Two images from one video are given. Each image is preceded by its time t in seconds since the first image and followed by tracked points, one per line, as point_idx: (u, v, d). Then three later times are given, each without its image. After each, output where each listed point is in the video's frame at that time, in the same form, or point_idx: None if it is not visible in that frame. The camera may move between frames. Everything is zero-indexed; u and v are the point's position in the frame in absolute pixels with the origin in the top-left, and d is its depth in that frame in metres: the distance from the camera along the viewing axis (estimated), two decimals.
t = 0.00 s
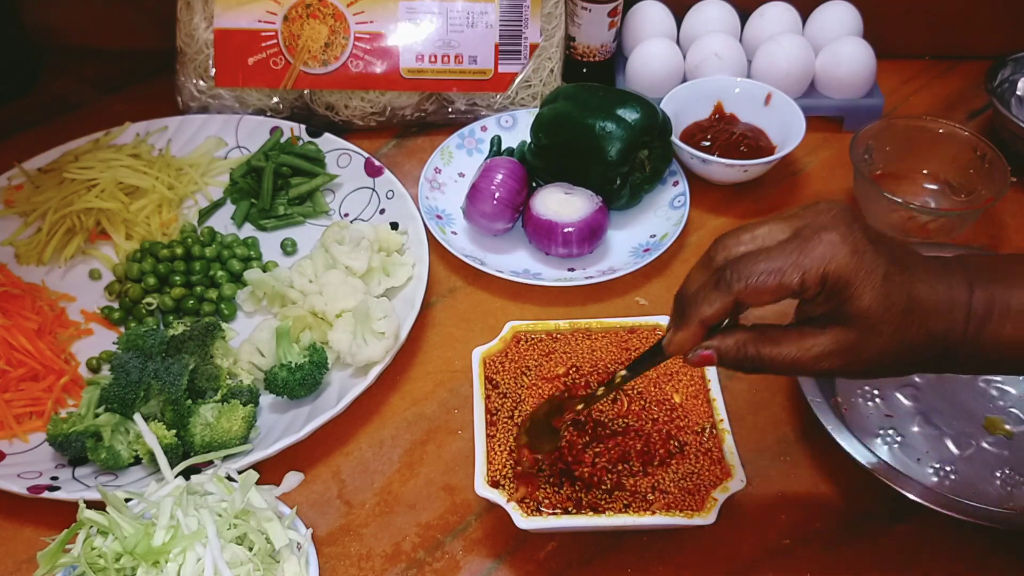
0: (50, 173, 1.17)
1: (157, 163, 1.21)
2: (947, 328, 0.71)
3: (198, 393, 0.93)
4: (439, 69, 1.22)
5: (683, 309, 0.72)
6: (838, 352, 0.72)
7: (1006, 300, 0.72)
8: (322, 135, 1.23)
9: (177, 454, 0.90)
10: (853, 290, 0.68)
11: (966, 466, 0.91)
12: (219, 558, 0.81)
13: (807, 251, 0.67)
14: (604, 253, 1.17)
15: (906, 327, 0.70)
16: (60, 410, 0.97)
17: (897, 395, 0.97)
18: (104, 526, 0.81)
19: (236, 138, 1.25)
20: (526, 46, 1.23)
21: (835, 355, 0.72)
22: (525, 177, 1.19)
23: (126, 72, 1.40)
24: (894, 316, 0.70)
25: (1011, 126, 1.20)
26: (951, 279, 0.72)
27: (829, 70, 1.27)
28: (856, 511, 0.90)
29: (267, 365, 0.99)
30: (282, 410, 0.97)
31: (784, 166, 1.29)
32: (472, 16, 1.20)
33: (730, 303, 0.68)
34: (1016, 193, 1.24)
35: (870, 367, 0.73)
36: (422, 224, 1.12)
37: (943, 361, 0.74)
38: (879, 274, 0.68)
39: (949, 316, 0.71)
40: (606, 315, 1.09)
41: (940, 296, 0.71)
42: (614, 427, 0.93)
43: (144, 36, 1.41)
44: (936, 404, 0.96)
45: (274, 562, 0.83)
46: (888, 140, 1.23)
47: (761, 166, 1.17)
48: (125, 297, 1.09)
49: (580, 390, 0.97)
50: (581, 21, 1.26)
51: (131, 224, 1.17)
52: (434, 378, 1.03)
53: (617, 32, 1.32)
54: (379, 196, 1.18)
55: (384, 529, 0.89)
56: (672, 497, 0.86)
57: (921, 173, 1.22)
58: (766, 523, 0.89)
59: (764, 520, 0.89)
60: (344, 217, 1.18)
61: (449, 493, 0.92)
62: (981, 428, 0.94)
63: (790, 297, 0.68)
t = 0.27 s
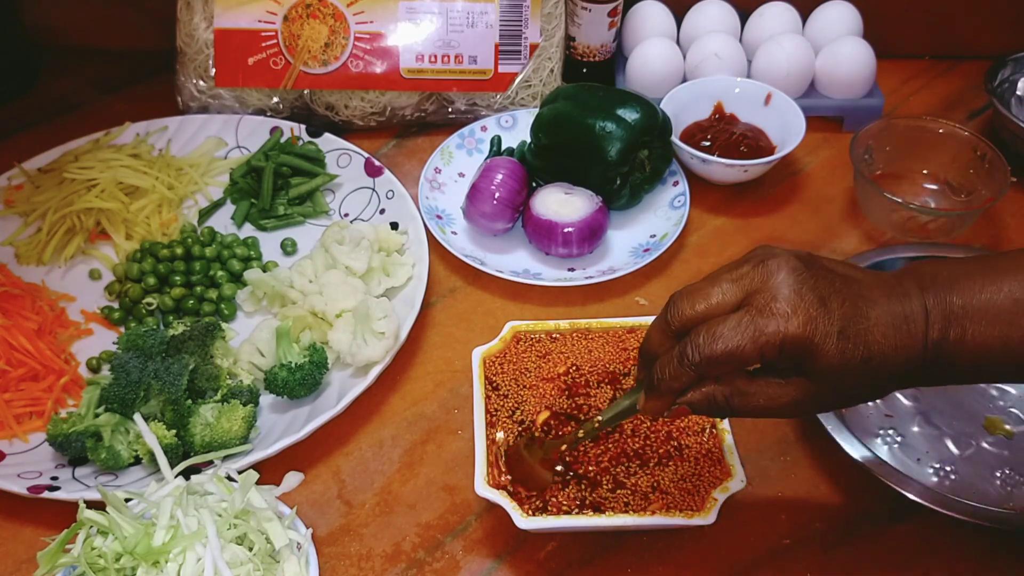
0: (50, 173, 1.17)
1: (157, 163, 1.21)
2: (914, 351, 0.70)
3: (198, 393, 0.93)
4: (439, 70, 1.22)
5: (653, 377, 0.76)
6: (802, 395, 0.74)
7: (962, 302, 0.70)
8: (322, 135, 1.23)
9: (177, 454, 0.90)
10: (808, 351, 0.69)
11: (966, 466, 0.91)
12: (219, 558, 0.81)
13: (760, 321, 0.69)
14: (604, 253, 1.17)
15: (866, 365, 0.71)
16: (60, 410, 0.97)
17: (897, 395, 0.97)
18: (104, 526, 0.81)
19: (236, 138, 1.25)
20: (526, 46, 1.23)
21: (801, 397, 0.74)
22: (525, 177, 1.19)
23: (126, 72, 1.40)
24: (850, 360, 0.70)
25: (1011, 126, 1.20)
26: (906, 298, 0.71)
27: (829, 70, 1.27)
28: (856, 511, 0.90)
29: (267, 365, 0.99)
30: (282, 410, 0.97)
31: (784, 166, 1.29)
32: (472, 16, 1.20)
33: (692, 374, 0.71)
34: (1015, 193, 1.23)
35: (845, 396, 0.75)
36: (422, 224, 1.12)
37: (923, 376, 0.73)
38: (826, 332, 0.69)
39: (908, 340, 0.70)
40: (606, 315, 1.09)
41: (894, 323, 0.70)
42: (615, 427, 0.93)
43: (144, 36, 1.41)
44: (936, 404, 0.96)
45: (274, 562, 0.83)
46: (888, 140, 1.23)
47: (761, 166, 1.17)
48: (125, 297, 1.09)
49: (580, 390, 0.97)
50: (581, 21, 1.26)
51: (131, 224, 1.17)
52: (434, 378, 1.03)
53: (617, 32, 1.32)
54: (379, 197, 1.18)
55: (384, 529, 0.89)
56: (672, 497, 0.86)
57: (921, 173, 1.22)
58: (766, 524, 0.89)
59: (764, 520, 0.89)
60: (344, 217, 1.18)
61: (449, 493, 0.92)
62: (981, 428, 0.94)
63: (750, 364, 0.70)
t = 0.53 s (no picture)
0: (50, 173, 1.17)
1: (157, 163, 1.21)
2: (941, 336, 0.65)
3: (198, 393, 0.93)
4: (439, 69, 1.22)
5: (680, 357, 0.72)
6: (829, 380, 0.69)
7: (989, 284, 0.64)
8: (322, 135, 1.23)
9: (178, 454, 0.90)
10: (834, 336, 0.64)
11: (966, 466, 0.90)
12: (219, 558, 0.81)
13: (786, 306, 0.64)
14: (604, 253, 1.17)
15: (890, 351, 0.66)
16: (60, 410, 0.97)
17: (897, 395, 0.97)
18: (104, 526, 0.82)
19: (236, 138, 1.25)
20: (526, 46, 1.23)
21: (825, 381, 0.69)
22: (525, 177, 1.19)
23: (126, 72, 1.40)
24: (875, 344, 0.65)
25: (1011, 126, 1.20)
26: (931, 280, 0.65)
27: (829, 71, 1.27)
28: (856, 511, 0.90)
29: (267, 365, 0.99)
30: (282, 410, 0.97)
31: (784, 166, 1.29)
32: (472, 16, 1.20)
33: (719, 357, 0.68)
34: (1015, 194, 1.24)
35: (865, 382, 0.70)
36: (422, 224, 1.12)
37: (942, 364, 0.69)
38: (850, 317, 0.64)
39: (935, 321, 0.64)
40: (606, 315, 1.09)
41: (921, 308, 0.64)
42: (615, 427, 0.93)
43: (144, 36, 1.41)
44: (936, 404, 0.96)
45: (274, 562, 0.83)
46: (888, 140, 1.23)
47: (761, 166, 1.17)
48: (125, 297, 1.09)
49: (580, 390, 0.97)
50: (581, 21, 1.26)
51: (131, 224, 1.17)
52: (434, 377, 1.03)
53: (617, 32, 1.32)
54: (379, 197, 1.18)
55: (384, 529, 0.89)
56: (673, 498, 0.86)
57: (920, 173, 1.22)
58: (766, 524, 0.89)
59: (764, 520, 0.90)
60: (344, 217, 1.18)
61: (449, 493, 0.92)
62: (981, 428, 0.94)
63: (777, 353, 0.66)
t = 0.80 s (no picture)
0: (50, 173, 1.17)
1: (157, 163, 1.21)
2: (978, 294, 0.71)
3: (198, 393, 0.94)
4: (439, 69, 1.22)
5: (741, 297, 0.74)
6: (888, 327, 0.74)
7: None
8: (322, 135, 1.23)
9: (177, 454, 0.90)
10: (897, 278, 0.69)
11: (966, 466, 0.90)
12: (219, 558, 0.81)
13: (851, 248, 0.69)
14: (604, 253, 1.17)
15: (951, 297, 0.71)
16: (60, 410, 0.97)
17: (897, 395, 0.97)
18: (104, 526, 0.82)
19: (236, 138, 1.25)
20: (525, 46, 1.23)
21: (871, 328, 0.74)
22: (525, 177, 1.19)
23: (126, 72, 1.40)
24: (935, 291, 0.70)
25: (1011, 126, 1.20)
26: (995, 236, 0.71)
27: (829, 71, 1.27)
28: (857, 511, 0.90)
29: (267, 365, 0.99)
30: (282, 410, 0.97)
31: (784, 166, 1.29)
32: (472, 16, 1.20)
33: (780, 294, 0.71)
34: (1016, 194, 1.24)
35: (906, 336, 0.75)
36: (422, 224, 1.12)
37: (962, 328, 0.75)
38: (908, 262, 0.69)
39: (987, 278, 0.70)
40: (605, 315, 1.10)
41: (985, 259, 0.70)
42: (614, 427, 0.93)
43: (144, 36, 1.41)
44: (936, 404, 0.96)
45: (274, 562, 0.83)
46: (888, 140, 1.23)
47: (761, 167, 1.17)
48: (126, 297, 1.09)
49: (580, 390, 0.97)
50: (581, 22, 1.26)
51: (131, 224, 1.17)
52: (434, 377, 1.03)
53: (616, 32, 1.32)
54: (379, 197, 1.18)
55: (384, 529, 0.89)
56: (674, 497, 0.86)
57: (920, 173, 1.22)
58: (766, 524, 0.89)
59: (764, 520, 0.90)
60: (344, 217, 1.18)
61: (449, 493, 0.92)
62: (981, 428, 0.94)
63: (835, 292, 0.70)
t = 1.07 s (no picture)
0: (50, 173, 1.17)
1: (157, 163, 1.21)
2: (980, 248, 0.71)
3: (198, 393, 0.94)
4: (439, 69, 1.22)
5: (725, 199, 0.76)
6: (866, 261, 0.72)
7: None
8: (322, 135, 1.23)
9: (178, 454, 0.90)
10: (882, 201, 0.70)
11: (966, 466, 0.90)
12: (219, 558, 0.81)
13: (846, 160, 0.70)
14: (604, 254, 1.17)
15: (937, 241, 0.71)
16: (60, 411, 0.97)
17: (897, 395, 0.97)
18: (104, 526, 0.82)
19: (236, 138, 1.25)
20: (526, 46, 1.23)
21: (877, 272, 0.72)
22: (525, 176, 1.19)
23: (126, 73, 1.40)
24: (920, 231, 0.70)
25: (1011, 126, 1.20)
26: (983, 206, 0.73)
27: (829, 71, 1.27)
28: (857, 511, 0.90)
29: (267, 365, 0.99)
30: (282, 410, 0.97)
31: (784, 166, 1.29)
32: (472, 15, 1.20)
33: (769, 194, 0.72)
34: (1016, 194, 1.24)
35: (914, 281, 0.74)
36: (422, 224, 1.12)
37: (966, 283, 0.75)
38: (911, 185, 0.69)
39: (974, 239, 0.71)
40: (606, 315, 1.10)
41: (972, 219, 0.71)
42: (613, 427, 0.93)
43: (144, 36, 1.41)
44: (936, 404, 0.96)
45: (274, 562, 0.83)
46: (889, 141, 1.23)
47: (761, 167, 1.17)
48: (126, 297, 1.09)
49: (580, 390, 0.97)
50: (581, 22, 1.26)
51: (131, 224, 1.17)
52: (434, 378, 1.03)
53: (617, 32, 1.32)
54: (379, 197, 1.18)
55: (384, 529, 0.89)
56: (673, 498, 0.86)
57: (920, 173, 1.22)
58: (767, 524, 0.89)
59: (764, 519, 0.90)
60: (344, 217, 1.18)
61: (449, 492, 0.92)
62: (981, 428, 0.94)
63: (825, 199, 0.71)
